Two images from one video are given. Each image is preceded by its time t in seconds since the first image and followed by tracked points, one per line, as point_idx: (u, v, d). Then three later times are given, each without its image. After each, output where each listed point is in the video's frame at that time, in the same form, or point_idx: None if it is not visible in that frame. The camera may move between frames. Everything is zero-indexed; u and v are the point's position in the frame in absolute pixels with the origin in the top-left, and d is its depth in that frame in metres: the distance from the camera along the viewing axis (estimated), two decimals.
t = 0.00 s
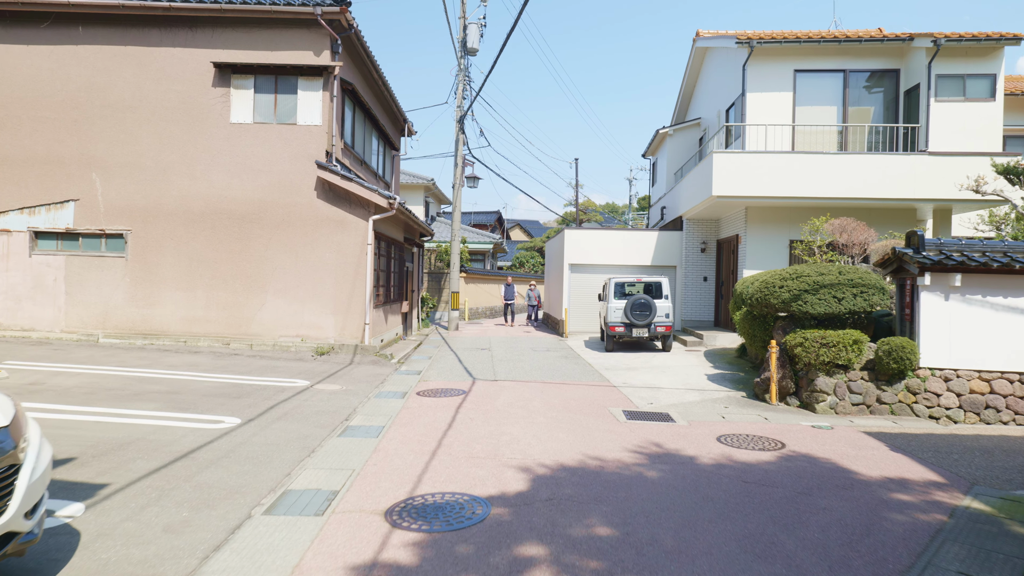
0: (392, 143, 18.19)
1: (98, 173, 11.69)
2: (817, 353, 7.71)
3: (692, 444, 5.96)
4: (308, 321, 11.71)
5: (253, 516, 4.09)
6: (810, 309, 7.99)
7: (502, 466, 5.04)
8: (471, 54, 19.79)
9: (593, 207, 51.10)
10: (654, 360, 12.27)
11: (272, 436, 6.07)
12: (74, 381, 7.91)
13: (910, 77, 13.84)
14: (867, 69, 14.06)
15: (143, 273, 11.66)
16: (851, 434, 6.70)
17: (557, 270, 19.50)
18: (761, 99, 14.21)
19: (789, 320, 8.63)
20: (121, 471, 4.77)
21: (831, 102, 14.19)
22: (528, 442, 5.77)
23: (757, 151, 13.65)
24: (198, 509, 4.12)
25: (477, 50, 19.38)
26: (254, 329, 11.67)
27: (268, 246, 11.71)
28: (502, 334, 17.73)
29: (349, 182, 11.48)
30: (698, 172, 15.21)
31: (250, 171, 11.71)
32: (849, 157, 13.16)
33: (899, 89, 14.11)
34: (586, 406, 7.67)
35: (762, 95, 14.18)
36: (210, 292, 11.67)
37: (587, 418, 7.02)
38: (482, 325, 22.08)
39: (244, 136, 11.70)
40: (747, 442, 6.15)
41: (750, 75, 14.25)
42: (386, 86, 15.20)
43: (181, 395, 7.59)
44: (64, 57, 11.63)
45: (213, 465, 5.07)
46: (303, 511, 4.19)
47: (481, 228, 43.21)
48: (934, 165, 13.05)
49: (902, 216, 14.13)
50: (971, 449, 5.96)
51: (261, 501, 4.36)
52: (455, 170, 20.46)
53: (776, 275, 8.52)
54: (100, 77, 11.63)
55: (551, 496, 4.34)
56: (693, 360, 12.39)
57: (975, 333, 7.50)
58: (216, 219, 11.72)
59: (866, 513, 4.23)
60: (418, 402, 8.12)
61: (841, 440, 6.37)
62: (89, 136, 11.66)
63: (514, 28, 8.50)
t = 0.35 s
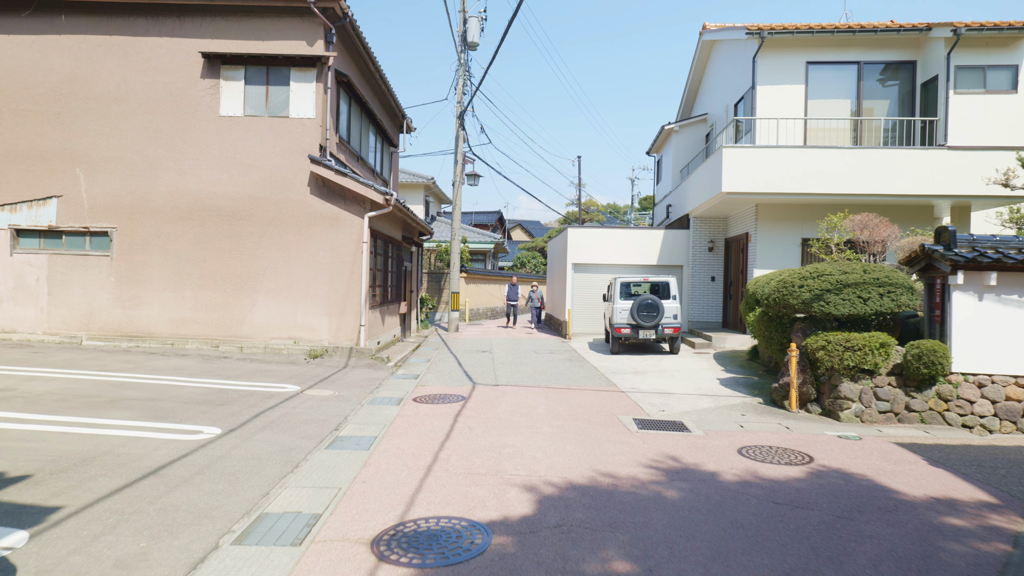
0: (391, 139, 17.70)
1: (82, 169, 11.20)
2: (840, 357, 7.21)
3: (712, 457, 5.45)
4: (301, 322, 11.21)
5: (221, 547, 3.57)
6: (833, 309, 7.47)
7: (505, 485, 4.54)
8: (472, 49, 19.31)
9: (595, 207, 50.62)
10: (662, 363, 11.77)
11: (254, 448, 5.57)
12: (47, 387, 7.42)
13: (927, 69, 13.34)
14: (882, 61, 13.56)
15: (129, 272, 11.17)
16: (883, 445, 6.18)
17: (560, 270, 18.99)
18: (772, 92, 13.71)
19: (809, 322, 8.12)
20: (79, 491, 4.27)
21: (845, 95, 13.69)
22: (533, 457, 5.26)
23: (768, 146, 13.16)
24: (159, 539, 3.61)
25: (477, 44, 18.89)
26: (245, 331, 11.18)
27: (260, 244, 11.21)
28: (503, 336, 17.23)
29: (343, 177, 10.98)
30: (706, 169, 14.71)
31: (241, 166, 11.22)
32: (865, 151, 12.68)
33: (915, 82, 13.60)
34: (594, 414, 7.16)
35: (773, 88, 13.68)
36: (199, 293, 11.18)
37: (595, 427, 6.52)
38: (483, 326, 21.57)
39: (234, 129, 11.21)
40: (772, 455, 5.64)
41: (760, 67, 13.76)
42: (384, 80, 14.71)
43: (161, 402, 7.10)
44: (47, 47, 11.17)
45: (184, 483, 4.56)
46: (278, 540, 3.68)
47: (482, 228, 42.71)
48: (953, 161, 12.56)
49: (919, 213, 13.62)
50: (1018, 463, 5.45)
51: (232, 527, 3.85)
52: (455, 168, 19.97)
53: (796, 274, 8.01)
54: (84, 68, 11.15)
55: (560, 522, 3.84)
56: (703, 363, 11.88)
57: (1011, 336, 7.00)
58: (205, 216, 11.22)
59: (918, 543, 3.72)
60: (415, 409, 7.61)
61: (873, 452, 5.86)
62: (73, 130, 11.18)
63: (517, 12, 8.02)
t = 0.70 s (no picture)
0: (390, 136, 17.23)
1: (67, 165, 10.74)
2: (868, 366, 6.72)
3: (737, 478, 4.97)
4: (295, 325, 10.74)
5: None
6: (860, 314, 6.99)
7: (511, 513, 4.06)
8: (473, 44, 18.84)
9: (597, 207, 50.13)
10: (672, 368, 11.30)
11: (235, 467, 5.09)
12: (20, 396, 6.96)
13: (947, 62, 12.86)
14: (899, 54, 13.08)
15: (116, 273, 10.70)
16: (920, 462, 5.70)
17: (563, 271, 18.51)
18: (785, 86, 13.23)
19: (831, 326, 7.63)
20: (32, 522, 3.79)
21: (861, 89, 13.20)
22: (540, 478, 4.78)
23: (781, 142, 12.67)
24: None
25: (479, 39, 18.41)
26: (236, 334, 10.71)
27: (252, 244, 10.74)
28: (506, 339, 16.74)
29: (339, 174, 10.50)
30: (715, 166, 14.25)
31: (232, 163, 10.75)
32: (881, 147, 12.20)
33: (933, 75, 13.11)
34: (604, 426, 6.68)
35: (785, 82, 13.21)
36: (189, 295, 10.71)
37: (607, 442, 6.03)
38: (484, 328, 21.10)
39: (225, 124, 10.75)
40: (802, 474, 5.15)
41: (772, 61, 13.28)
42: (383, 75, 14.25)
43: (140, 413, 6.63)
44: (30, 39, 10.71)
45: (152, 511, 4.09)
46: None
47: (483, 228, 42.25)
48: (974, 157, 12.07)
49: (937, 212, 13.14)
50: None
51: (200, 567, 3.36)
52: (456, 166, 19.50)
53: (819, 276, 7.52)
54: (68, 60, 10.69)
55: (574, 561, 3.36)
56: (714, 368, 11.41)
57: None
58: (195, 215, 10.75)
59: None
60: (412, 419, 7.14)
61: (911, 470, 5.37)
62: (57, 124, 10.72)
63: None
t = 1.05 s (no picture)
0: (387, 131, 16.71)
1: (45, 158, 10.23)
2: (901, 370, 6.17)
3: (765, 498, 4.43)
4: (284, 326, 10.21)
5: None
6: (890, 314, 6.44)
7: (510, 544, 3.53)
8: (473, 36, 18.30)
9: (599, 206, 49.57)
10: (681, 371, 10.75)
11: (204, 484, 4.56)
12: None
13: (967, 51, 12.31)
14: (917, 42, 12.53)
15: (96, 271, 10.18)
16: (964, 477, 5.14)
17: (566, 270, 17.97)
18: (797, 76, 12.69)
19: (857, 328, 7.08)
20: None
21: (877, 79, 12.65)
22: (544, 499, 4.25)
23: (794, 134, 12.12)
24: None
25: (479, 31, 17.87)
26: (223, 336, 10.18)
27: (239, 241, 10.21)
28: (507, 340, 16.20)
29: (331, 167, 9.98)
30: (724, 160, 13.70)
31: (219, 155, 10.23)
32: (900, 139, 11.65)
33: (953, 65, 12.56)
34: (614, 436, 6.14)
35: (798, 72, 12.67)
36: (173, 294, 10.19)
37: (617, 454, 5.50)
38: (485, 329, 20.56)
39: (212, 115, 10.23)
40: (836, 493, 4.61)
41: (784, 50, 12.74)
42: (379, 66, 13.72)
43: (109, 421, 6.11)
44: (7, 25, 10.20)
45: (100, 539, 3.57)
46: None
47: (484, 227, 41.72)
48: (997, 149, 11.52)
49: (956, 207, 12.58)
50: None
51: None
52: (455, 162, 18.97)
53: (844, 273, 6.98)
54: (47, 47, 10.18)
55: None
56: (725, 371, 10.86)
57: None
58: (180, 210, 10.23)
59: None
60: (405, 427, 6.61)
61: (957, 488, 4.82)
62: (36, 115, 10.21)
63: None
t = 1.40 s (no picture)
0: (386, 128, 16.28)
1: (25, 152, 9.78)
2: (937, 376, 5.68)
3: (801, 522, 3.95)
4: (276, 328, 9.74)
5: None
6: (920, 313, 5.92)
7: None
8: (473, 30, 17.82)
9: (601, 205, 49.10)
10: (692, 375, 10.27)
11: (172, 507, 4.07)
12: None
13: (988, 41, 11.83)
14: (935, 32, 12.04)
15: (78, 270, 9.72)
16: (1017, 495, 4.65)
17: (569, 269, 17.50)
18: (810, 68, 12.22)
19: (884, 329, 6.58)
20: None
21: (894, 70, 12.17)
22: (553, 525, 3.77)
23: (808, 127, 11.64)
24: None
25: (479, 24, 17.39)
26: (212, 338, 9.72)
27: (229, 238, 9.75)
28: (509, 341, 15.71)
29: (324, 161, 9.51)
30: (734, 155, 13.22)
31: (207, 149, 9.76)
32: (919, 132, 11.17)
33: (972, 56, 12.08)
34: (626, 448, 5.67)
35: (811, 64, 12.20)
36: (159, 294, 9.73)
37: (631, 469, 5.02)
38: (486, 330, 20.08)
39: (200, 107, 9.76)
40: (879, 515, 4.13)
41: (797, 41, 12.27)
42: (378, 59, 13.26)
43: (79, 432, 5.63)
44: None
45: None
46: None
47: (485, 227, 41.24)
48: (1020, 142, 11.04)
49: (976, 203, 12.09)
50: None
51: None
52: (455, 159, 18.51)
53: (872, 272, 6.50)
54: (27, 36, 9.72)
55: None
56: (738, 374, 10.38)
57: None
58: (166, 206, 9.77)
59: None
60: (401, 437, 6.14)
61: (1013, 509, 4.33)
62: (15, 107, 9.75)
63: None
